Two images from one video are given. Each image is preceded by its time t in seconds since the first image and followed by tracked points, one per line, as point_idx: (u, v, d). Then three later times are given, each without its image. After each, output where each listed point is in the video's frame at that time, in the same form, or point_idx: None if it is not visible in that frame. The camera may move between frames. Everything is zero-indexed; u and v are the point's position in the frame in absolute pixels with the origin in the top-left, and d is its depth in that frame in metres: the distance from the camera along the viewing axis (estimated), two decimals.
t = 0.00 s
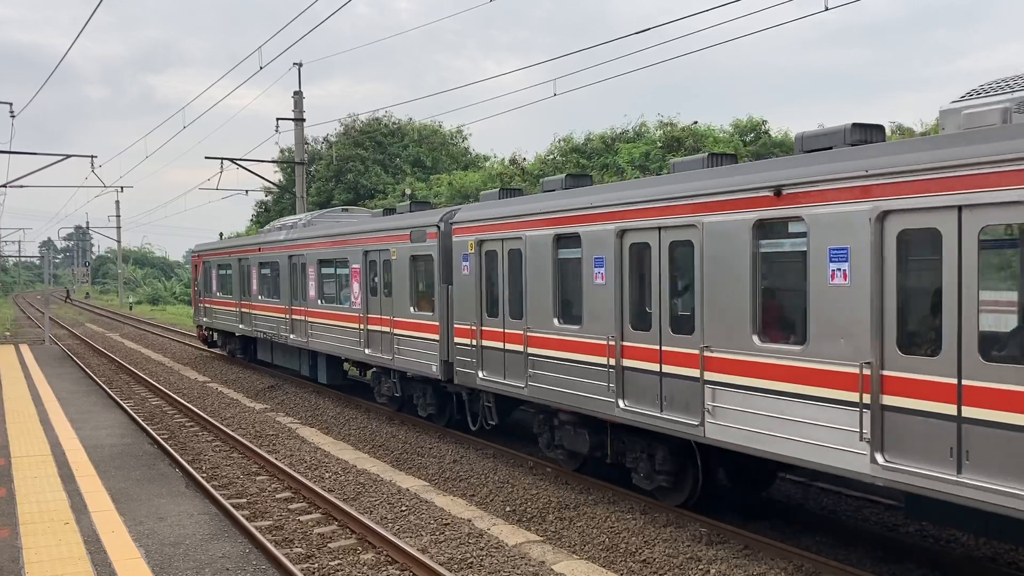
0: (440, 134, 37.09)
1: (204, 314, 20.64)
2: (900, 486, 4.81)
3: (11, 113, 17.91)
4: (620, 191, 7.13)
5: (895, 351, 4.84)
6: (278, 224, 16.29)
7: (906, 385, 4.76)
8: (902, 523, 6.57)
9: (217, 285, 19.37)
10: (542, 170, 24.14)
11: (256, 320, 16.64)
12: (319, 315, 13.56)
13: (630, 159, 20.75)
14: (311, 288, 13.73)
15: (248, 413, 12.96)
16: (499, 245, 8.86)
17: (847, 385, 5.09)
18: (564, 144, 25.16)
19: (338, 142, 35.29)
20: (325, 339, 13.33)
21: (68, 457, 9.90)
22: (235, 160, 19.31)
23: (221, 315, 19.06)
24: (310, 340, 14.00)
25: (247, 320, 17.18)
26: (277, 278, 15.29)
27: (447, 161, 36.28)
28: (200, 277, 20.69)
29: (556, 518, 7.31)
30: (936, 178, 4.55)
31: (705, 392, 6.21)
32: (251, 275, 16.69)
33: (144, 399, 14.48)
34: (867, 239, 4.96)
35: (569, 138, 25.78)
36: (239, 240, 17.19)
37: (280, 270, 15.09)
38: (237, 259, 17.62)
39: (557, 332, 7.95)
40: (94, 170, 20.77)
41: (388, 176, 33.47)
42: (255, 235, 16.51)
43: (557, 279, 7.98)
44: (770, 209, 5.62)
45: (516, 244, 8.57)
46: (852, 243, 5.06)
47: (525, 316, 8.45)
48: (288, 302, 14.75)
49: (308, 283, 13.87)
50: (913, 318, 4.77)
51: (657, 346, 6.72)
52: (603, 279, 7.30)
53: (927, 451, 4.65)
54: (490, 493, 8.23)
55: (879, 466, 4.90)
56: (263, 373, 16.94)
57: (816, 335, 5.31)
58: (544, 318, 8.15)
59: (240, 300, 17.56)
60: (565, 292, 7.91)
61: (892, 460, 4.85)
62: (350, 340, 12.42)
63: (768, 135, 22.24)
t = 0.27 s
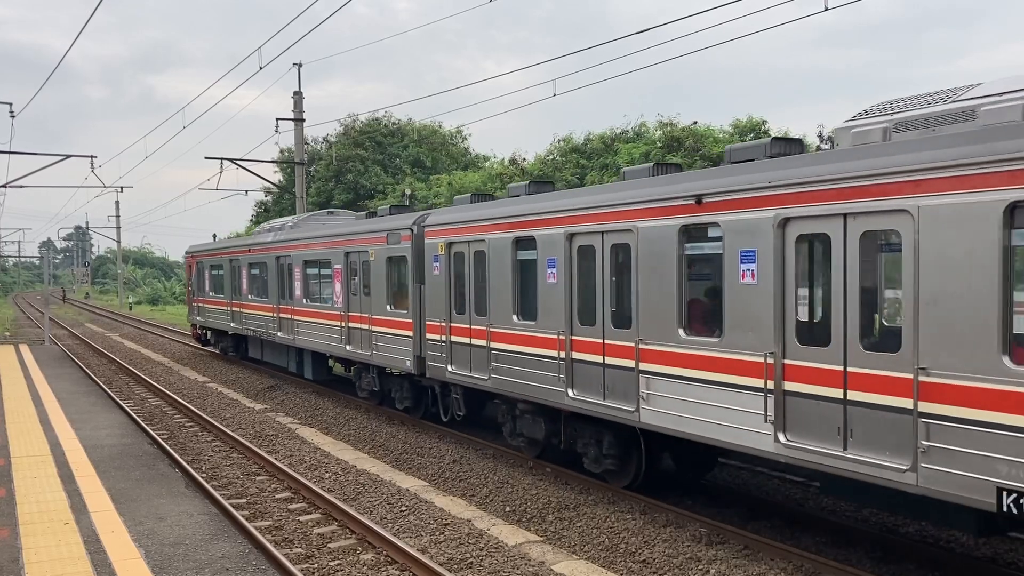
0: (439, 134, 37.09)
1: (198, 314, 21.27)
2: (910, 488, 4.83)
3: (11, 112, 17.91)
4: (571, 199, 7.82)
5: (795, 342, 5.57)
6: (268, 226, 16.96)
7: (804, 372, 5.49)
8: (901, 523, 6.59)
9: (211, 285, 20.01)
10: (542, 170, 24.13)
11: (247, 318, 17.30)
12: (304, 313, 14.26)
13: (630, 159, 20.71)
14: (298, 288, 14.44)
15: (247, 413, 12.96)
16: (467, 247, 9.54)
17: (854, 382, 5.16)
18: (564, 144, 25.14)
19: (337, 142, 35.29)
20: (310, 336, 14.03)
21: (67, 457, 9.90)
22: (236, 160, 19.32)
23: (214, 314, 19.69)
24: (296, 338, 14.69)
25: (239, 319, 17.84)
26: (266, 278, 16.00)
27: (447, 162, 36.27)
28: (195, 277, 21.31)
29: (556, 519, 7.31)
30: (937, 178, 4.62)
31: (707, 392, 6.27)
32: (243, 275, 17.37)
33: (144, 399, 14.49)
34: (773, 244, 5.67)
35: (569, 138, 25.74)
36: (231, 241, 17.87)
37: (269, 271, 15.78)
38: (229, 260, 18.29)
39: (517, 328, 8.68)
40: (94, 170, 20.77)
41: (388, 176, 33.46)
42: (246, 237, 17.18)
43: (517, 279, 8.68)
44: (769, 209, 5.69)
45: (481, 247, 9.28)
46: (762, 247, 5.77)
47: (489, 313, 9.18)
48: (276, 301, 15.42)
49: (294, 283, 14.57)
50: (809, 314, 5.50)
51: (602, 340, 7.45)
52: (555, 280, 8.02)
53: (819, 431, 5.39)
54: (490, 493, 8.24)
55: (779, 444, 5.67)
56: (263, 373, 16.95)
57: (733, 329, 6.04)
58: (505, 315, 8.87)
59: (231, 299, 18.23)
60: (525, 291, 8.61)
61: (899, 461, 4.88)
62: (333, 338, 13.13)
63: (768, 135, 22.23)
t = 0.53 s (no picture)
0: (439, 134, 37.10)
1: (192, 313, 21.82)
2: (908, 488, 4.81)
3: (11, 112, 17.90)
4: (527, 203, 8.40)
5: (709, 336, 6.19)
6: (259, 228, 17.60)
7: (717, 360, 6.11)
8: (901, 524, 6.58)
9: (203, 285, 20.59)
10: (542, 170, 24.15)
11: (237, 317, 17.92)
12: (291, 311, 14.89)
13: (630, 159, 20.71)
14: (285, 287, 15.09)
15: (247, 413, 12.97)
16: (437, 247, 10.10)
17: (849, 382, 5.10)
18: (564, 144, 25.15)
19: (337, 142, 35.31)
20: (296, 333, 14.68)
21: (67, 457, 9.90)
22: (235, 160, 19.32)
23: (206, 313, 20.28)
24: (283, 335, 15.33)
25: (229, 317, 18.45)
26: (255, 278, 16.64)
27: (446, 162, 36.30)
28: (188, 276, 21.84)
29: (556, 519, 7.31)
30: (936, 177, 4.58)
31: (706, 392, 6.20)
32: (234, 275, 17.99)
33: (143, 399, 14.51)
34: (691, 247, 6.27)
35: (569, 138, 25.74)
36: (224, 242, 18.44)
37: (258, 271, 16.42)
38: (220, 260, 18.90)
39: (479, 324, 9.26)
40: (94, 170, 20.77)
41: (388, 176, 33.47)
42: (237, 239, 17.81)
43: (479, 277, 9.25)
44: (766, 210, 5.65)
45: (448, 248, 9.86)
46: (682, 250, 6.37)
47: (454, 310, 9.76)
48: (264, 300, 16.07)
49: (281, 283, 15.22)
50: (721, 311, 6.11)
51: (551, 335, 8.06)
52: (512, 278, 8.63)
53: (728, 413, 6.01)
54: (489, 493, 8.23)
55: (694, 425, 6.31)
56: (263, 373, 16.96)
57: (658, 324, 6.64)
58: (468, 312, 9.46)
59: (223, 298, 18.84)
60: (486, 288, 9.18)
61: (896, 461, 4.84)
62: (317, 334, 13.74)
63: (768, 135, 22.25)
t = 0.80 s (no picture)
0: (439, 134, 37.12)
1: (186, 312, 22.34)
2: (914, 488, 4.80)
3: (11, 112, 17.91)
4: (486, 208, 9.11)
5: (637, 330, 6.94)
6: (249, 230, 18.25)
7: (645, 352, 6.84)
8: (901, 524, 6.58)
9: (197, 285, 21.15)
10: (541, 170, 24.17)
11: (228, 316, 18.53)
12: (277, 310, 15.55)
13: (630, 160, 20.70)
14: (271, 287, 15.76)
15: (247, 413, 12.98)
16: (409, 249, 10.80)
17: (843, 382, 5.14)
18: (564, 144, 25.16)
19: (337, 142, 35.33)
20: (281, 330, 15.34)
21: (66, 457, 9.91)
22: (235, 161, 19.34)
23: (199, 312, 20.85)
24: (270, 333, 15.97)
25: (220, 316, 19.04)
26: (244, 278, 17.29)
27: (446, 162, 36.33)
28: (182, 276, 22.36)
29: (555, 519, 7.30)
30: (940, 178, 4.57)
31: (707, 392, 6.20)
32: (224, 275, 18.60)
33: (143, 399, 14.52)
34: (623, 250, 7.03)
35: (569, 138, 25.75)
36: (214, 244, 19.06)
37: (247, 271, 17.07)
38: (212, 261, 19.50)
39: (446, 321, 9.99)
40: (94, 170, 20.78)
41: (388, 176, 33.49)
42: (227, 240, 18.44)
43: (447, 277, 9.98)
44: (767, 209, 5.65)
45: (418, 250, 10.60)
46: (615, 252, 7.13)
47: (423, 308, 10.49)
48: (253, 299, 16.72)
49: (269, 283, 15.90)
50: (649, 307, 6.83)
51: (508, 331, 8.79)
52: (474, 278, 9.37)
53: (657, 400, 6.73)
54: (489, 493, 8.23)
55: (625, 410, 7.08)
56: (263, 373, 16.98)
57: (597, 319, 7.38)
58: (437, 310, 10.16)
59: (214, 298, 19.43)
60: (451, 288, 9.91)
61: (909, 463, 4.77)
62: (300, 331, 14.45)
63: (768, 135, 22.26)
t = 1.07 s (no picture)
0: (439, 134, 37.12)
1: (179, 311, 22.87)
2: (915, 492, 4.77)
3: (10, 112, 17.90)
4: (448, 213, 9.80)
5: (578, 326, 7.69)
6: (238, 232, 18.86)
7: (582, 346, 7.61)
8: (900, 525, 6.59)
9: (189, 285, 21.68)
10: (541, 170, 24.18)
11: (219, 314, 19.11)
12: (264, 308, 16.15)
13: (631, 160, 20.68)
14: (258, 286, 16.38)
15: (247, 413, 12.98)
16: (382, 250, 11.50)
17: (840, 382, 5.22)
18: (564, 144, 25.17)
19: (337, 142, 35.34)
20: (268, 328, 15.97)
21: (66, 457, 9.91)
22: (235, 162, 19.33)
23: (191, 311, 21.41)
24: (258, 330, 16.58)
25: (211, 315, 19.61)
26: (233, 278, 17.92)
27: (446, 162, 36.34)
28: (176, 277, 22.87)
29: (555, 519, 7.30)
30: (943, 177, 4.61)
31: (706, 391, 6.21)
32: (214, 275, 19.20)
33: (143, 399, 14.53)
34: (564, 252, 7.78)
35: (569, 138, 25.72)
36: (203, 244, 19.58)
37: (235, 271, 17.69)
38: (203, 261, 20.09)
39: (413, 317, 10.67)
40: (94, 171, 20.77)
41: (387, 176, 33.49)
42: (217, 242, 19.03)
43: (414, 277, 10.66)
44: (769, 210, 5.65)
45: (389, 251, 11.29)
46: (558, 254, 7.89)
47: (395, 306, 11.18)
48: (241, 298, 17.32)
49: (256, 283, 16.52)
50: (589, 304, 7.56)
51: (468, 326, 9.47)
52: (439, 278, 10.06)
53: (593, 387, 7.47)
54: (489, 493, 8.23)
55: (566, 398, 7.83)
56: (263, 373, 16.98)
57: (492, 311, 8.95)
58: (406, 308, 10.85)
59: (205, 297, 20.01)
60: (419, 286, 10.58)
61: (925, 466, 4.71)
62: (285, 328, 15.08)
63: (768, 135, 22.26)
